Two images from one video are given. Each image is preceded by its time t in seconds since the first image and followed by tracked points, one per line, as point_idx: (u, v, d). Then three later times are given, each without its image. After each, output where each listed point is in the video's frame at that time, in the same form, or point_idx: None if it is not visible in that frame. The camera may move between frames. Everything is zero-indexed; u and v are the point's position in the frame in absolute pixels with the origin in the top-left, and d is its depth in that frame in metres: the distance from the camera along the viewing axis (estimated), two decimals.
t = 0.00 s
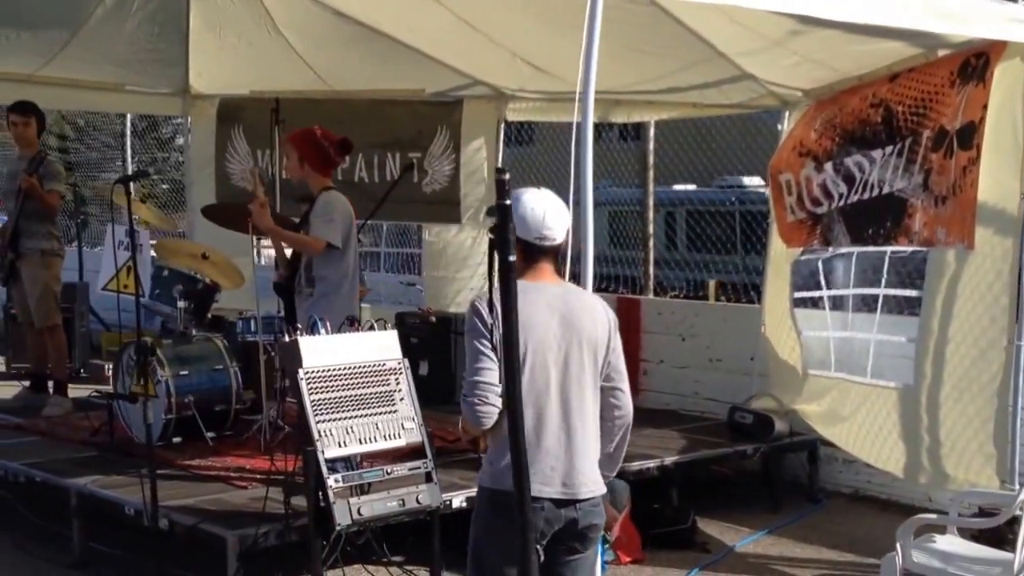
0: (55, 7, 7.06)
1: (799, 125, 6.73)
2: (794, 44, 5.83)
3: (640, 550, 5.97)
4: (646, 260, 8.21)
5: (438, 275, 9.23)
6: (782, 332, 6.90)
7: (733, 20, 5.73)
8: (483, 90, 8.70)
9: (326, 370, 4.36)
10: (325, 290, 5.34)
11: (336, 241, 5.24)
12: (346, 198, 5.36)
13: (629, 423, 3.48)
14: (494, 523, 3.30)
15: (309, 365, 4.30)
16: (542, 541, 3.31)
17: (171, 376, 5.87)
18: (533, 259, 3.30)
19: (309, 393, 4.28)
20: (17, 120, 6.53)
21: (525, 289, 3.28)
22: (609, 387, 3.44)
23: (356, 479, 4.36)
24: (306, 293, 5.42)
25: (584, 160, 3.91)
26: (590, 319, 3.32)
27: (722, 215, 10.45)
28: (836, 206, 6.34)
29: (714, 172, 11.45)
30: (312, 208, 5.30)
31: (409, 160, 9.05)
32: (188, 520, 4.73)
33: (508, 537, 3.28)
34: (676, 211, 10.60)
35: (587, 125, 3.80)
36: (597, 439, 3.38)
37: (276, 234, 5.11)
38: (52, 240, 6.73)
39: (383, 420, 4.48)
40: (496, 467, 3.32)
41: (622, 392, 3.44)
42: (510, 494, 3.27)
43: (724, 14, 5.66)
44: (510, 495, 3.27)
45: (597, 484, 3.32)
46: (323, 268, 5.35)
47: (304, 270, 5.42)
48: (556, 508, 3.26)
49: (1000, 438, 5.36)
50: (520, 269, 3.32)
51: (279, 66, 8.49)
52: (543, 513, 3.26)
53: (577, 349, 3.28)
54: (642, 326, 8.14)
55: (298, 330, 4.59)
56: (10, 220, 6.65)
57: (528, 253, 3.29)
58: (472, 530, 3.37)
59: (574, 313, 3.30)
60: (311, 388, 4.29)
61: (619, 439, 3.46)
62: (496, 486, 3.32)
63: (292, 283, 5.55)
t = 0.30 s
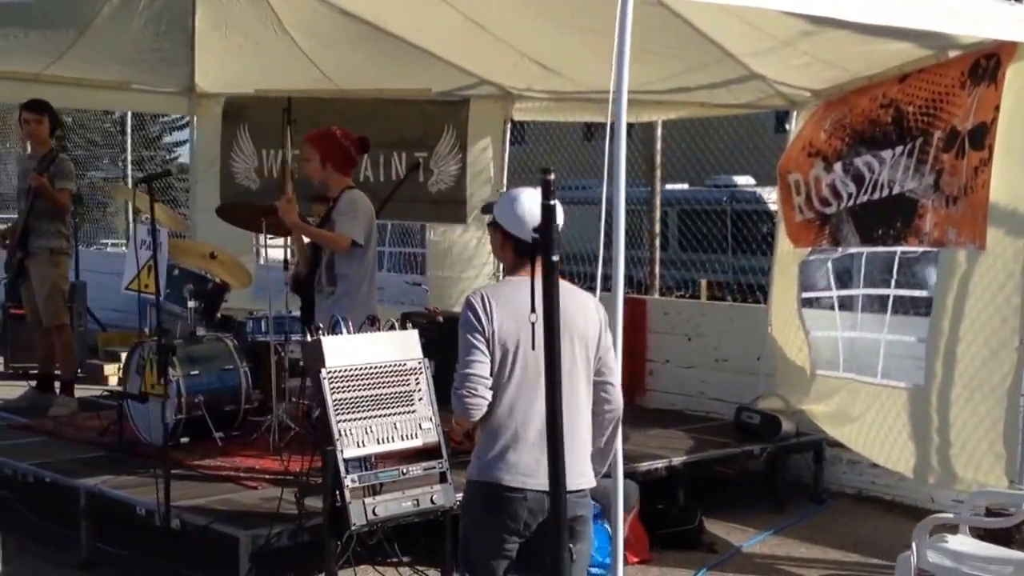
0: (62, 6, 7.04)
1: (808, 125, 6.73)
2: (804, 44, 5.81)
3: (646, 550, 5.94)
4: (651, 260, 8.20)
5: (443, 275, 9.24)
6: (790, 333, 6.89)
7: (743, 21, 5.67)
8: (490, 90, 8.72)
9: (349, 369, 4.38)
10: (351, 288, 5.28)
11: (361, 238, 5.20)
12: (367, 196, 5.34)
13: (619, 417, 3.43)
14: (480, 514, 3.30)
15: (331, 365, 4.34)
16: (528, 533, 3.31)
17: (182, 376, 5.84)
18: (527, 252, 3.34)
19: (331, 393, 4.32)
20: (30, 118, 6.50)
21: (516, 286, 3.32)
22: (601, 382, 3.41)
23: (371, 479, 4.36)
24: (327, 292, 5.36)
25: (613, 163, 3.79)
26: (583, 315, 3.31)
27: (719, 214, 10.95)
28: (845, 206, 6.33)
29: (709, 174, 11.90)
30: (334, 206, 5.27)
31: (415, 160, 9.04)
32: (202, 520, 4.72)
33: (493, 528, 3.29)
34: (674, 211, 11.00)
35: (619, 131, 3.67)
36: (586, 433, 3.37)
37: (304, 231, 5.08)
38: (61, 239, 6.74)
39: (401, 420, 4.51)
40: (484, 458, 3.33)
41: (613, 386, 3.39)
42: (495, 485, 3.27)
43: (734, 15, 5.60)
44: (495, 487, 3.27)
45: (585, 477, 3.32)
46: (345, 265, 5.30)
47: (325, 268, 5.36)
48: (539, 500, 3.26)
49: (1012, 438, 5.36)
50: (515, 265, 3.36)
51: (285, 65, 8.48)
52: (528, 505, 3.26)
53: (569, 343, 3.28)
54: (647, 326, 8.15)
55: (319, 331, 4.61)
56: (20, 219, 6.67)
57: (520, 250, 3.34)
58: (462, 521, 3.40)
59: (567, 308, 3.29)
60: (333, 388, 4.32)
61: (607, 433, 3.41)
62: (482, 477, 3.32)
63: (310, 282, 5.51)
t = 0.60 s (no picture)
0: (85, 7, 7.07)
1: (830, 125, 6.71)
2: (827, 44, 5.79)
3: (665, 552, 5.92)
4: (669, 259, 8.18)
5: (458, 275, 9.28)
6: (810, 332, 6.87)
7: (767, 21, 5.65)
8: (509, 90, 8.79)
9: (376, 370, 4.39)
10: (382, 287, 5.45)
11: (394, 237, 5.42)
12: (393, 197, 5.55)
13: (636, 413, 3.44)
14: (501, 515, 3.31)
15: (360, 365, 4.35)
16: (551, 533, 3.31)
17: (205, 376, 5.86)
18: (537, 259, 3.32)
19: (360, 393, 4.33)
20: (54, 119, 6.66)
21: (533, 290, 3.31)
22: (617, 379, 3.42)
23: (397, 479, 4.37)
24: (357, 291, 5.49)
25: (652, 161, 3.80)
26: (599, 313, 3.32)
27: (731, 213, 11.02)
28: (866, 206, 6.31)
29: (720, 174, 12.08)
30: (363, 208, 5.44)
31: (433, 159, 9.04)
32: (226, 520, 4.72)
33: (516, 529, 3.29)
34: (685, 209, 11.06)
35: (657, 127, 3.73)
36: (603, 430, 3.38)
37: (342, 229, 5.24)
38: (83, 237, 6.86)
39: (427, 421, 4.51)
40: (503, 460, 3.33)
41: (631, 383, 3.40)
42: (517, 486, 3.27)
43: (758, 16, 5.56)
44: (517, 488, 3.27)
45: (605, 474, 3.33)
46: (374, 264, 5.46)
47: (354, 267, 5.48)
48: (561, 499, 3.27)
49: None
50: (527, 271, 3.34)
51: (304, 64, 8.50)
52: (550, 504, 3.26)
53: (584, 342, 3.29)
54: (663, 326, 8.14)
55: (349, 331, 4.63)
56: (44, 218, 6.79)
57: (530, 257, 3.31)
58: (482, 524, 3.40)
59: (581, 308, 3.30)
60: (362, 388, 4.34)
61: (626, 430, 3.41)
62: (503, 478, 3.32)
63: (339, 282, 5.61)
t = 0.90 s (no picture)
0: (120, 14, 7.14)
1: (865, 130, 6.64)
2: (861, 48, 5.77)
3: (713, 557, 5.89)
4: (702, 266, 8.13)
5: (488, 282, 9.21)
6: (848, 339, 6.79)
7: (803, 26, 5.64)
8: (536, 95, 8.71)
9: (416, 375, 4.40)
10: (422, 292, 5.45)
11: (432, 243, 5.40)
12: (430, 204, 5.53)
13: (704, 423, 3.43)
14: (568, 523, 3.31)
15: (401, 370, 4.36)
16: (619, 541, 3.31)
17: (245, 380, 5.94)
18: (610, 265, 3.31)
19: (401, 397, 4.34)
20: (93, 126, 6.88)
21: (601, 295, 3.31)
22: (685, 388, 3.41)
23: (438, 483, 4.37)
24: (395, 297, 5.48)
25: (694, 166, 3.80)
26: (668, 321, 3.31)
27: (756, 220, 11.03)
28: (904, 213, 6.24)
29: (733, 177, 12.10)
30: (399, 214, 5.41)
31: (462, 166, 9.00)
32: (271, 521, 4.77)
33: (583, 537, 3.29)
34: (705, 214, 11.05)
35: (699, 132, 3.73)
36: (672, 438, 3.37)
37: (379, 236, 5.20)
38: (123, 244, 7.08)
39: (467, 425, 4.51)
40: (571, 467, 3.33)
41: (699, 393, 3.39)
42: (586, 494, 3.27)
43: (794, 21, 5.56)
44: (585, 496, 3.27)
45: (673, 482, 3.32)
46: (411, 272, 5.46)
47: (391, 272, 5.47)
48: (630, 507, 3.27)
49: None
50: (597, 276, 3.34)
51: (334, 70, 8.56)
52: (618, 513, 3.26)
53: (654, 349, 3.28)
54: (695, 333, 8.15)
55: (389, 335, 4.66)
56: (86, 225, 7.02)
57: (603, 262, 3.31)
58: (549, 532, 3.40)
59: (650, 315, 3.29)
60: (403, 392, 4.35)
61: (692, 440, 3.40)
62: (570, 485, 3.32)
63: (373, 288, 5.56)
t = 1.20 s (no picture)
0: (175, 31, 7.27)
1: (911, 145, 6.62)
2: (913, 66, 5.78)
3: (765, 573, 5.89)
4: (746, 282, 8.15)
5: (531, 295, 9.20)
6: (897, 355, 6.78)
7: (855, 43, 5.67)
8: (579, 110, 8.77)
9: (471, 387, 4.46)
10: (472, 306, 5.42)
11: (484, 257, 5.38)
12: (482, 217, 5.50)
13: (799, 446, 3.41)
14: (661, 540, 3.33)
15: (456, 383, 4.43)
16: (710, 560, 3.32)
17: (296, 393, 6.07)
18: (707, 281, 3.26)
19: (457, 409, 4.41)
20: (147, 141, 7.03)
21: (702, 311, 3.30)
22: (782, 409, 3.40)
23: (495, 495, 4.43)
24: (446, 310, 5.48)
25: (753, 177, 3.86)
26: (767, 341, 3.30)
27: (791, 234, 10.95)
28: (952, 228, 6.27)
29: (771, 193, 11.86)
30: (450, 226, 5.38)
31: (505, 179, 9.04)
32: (329, 532, 4.83)
33: (675, 554, 3.31)
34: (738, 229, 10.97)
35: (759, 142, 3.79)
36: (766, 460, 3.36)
37: (430, 249, 5.19)
38: (176, 257, 7.21)
39: (522, 437, 4.57)
40: (666, 485, 3.33)
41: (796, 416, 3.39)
42: (682, 513, 3.28)
43: (846, 38, 5.60)
44: (681, 515, 3.28)
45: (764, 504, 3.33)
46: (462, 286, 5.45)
47: (443, 285, 5.48)
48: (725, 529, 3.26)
49: None
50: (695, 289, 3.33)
51: (378, 86, 8.66)
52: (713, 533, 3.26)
53: (754, 370, 3.27)
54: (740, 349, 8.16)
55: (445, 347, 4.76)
56: (139, 237, 7.16)
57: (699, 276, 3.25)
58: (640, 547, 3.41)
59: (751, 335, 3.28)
60: (458, 405, 4.41)
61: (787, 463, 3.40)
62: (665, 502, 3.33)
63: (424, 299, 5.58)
